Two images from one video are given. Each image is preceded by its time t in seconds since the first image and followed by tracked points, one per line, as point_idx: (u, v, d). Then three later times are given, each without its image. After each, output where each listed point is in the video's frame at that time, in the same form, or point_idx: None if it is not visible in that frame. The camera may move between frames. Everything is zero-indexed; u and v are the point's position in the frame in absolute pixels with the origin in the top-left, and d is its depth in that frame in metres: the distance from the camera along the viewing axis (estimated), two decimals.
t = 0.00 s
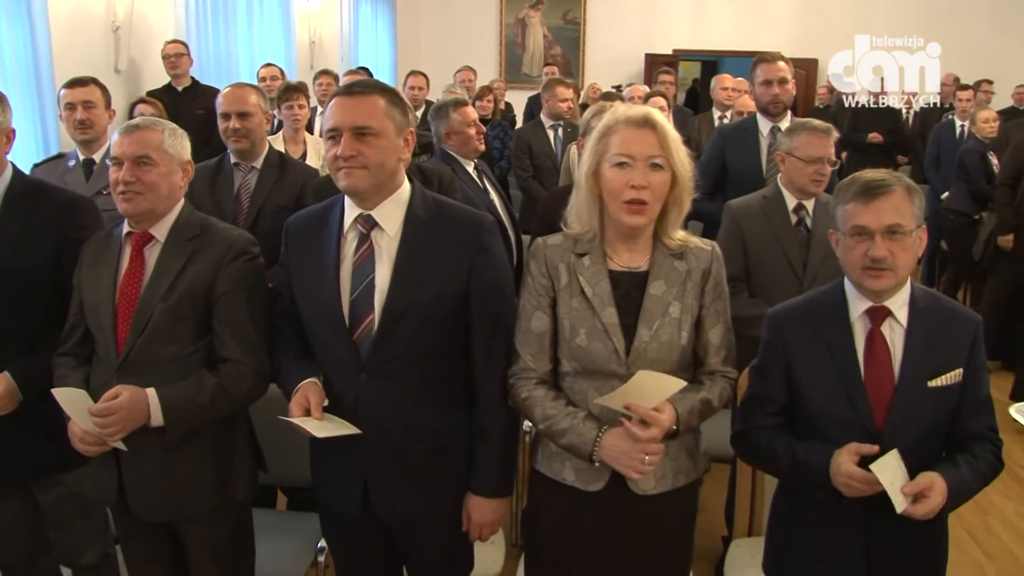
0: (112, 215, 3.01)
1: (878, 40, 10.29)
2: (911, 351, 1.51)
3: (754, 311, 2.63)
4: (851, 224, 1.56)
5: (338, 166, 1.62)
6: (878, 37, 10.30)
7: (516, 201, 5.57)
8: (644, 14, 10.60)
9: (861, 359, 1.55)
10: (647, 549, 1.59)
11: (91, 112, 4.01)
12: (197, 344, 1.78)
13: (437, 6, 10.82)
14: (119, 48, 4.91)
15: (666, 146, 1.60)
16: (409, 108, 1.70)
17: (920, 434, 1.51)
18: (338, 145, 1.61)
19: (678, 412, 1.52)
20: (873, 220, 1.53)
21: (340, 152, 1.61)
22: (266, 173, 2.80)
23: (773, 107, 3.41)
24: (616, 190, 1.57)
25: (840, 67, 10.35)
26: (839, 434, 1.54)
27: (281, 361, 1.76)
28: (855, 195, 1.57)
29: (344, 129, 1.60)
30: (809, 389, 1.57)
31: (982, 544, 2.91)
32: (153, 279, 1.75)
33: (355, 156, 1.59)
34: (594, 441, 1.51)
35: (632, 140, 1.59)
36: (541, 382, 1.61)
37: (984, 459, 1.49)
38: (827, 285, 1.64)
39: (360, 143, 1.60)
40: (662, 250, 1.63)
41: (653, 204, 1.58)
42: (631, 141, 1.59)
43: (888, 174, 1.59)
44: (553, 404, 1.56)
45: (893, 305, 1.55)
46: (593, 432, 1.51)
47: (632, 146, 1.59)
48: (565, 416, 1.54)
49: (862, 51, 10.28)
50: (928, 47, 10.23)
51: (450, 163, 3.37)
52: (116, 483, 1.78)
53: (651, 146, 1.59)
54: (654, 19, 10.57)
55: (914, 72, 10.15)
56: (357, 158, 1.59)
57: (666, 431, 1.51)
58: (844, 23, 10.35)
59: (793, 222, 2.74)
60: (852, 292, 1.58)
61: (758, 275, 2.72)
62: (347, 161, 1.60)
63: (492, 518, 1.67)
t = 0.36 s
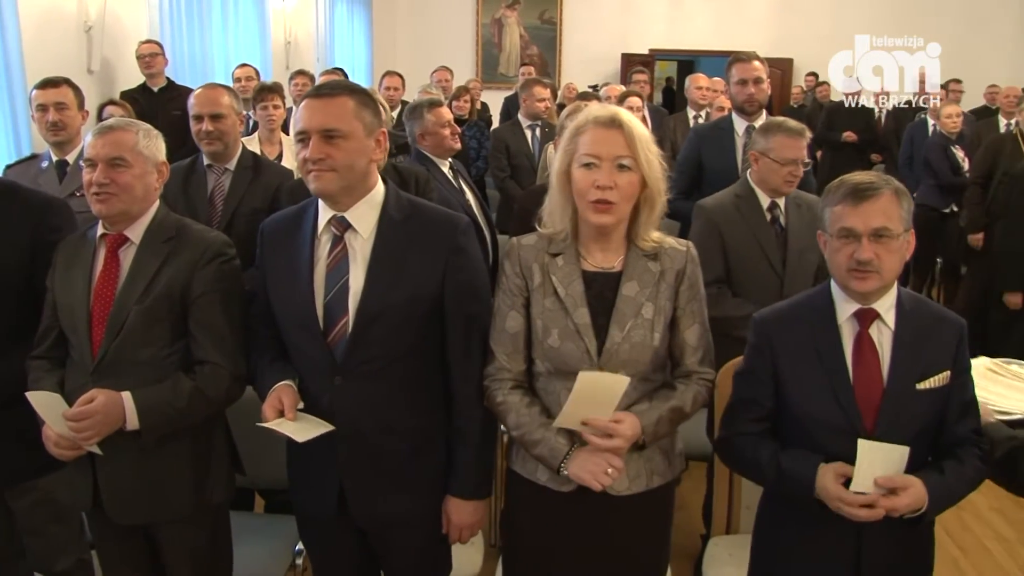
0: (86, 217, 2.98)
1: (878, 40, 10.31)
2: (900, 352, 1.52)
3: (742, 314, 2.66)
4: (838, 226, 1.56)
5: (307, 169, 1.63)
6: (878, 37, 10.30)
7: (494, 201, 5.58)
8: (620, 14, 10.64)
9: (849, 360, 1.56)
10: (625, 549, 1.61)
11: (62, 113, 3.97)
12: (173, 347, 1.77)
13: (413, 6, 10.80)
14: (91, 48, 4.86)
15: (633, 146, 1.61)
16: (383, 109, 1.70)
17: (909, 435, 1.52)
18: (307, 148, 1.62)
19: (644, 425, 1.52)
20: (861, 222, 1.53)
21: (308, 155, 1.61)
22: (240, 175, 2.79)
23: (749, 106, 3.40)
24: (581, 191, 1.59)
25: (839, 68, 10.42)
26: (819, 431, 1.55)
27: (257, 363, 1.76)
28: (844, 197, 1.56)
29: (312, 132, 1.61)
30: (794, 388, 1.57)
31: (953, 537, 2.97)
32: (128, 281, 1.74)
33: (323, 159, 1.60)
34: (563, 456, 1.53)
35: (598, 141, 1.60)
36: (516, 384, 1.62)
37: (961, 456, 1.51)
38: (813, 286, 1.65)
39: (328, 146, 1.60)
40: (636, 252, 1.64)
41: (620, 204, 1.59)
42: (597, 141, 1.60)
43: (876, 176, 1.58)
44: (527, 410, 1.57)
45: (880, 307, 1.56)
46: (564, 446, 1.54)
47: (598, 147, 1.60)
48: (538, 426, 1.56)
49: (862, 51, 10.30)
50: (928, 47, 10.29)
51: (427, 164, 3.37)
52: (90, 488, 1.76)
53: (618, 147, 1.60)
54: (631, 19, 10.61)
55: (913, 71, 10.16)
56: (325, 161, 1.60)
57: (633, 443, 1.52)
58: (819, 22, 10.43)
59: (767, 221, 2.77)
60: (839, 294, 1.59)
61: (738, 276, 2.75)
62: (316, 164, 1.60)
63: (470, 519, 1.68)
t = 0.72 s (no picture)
0: (59, 220, 2.95)
1: (877, 40, 10.37)
2: (880, 352, 1.55)
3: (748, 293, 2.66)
4: (822, 224, 1.58)
5: (282, 171, 1.63)
6: (878, 38, 10.36)
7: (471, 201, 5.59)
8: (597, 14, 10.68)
9: (832, 363, 1.58)
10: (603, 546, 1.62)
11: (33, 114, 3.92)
12: (149, 350, 1.76)
13: (390, 6, 10.78)
14: (64, 48, 4.81)
15: (599, 144, 1.62)
16: (358, 109, 1.70)
17: (891, 434, 1.55)
18: (282, 150, 1.62)
19: (617, 435, 1.53)
20: (845, 221, 1.55)
21: (284, 157, 1.61)
22: (214, 177, 2.78)
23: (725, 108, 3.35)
24: (549, 190, 1.61)
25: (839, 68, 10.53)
26: (792, 427, 1.58)
27: (234, 365, 1.76)
28: (828, 195, 1.58)
29: (287, 134, 1.61)
30: (773, 387, 1.59)
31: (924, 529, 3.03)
32: (103, 284, 1.73)
33: (299, 161, 1.60)
34: (536, 465, 1.54)
35: (565, 140, 1.62)
36: (492, 386, 1.63)
37: (937, 455, 1.55)
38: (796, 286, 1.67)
39: (303, 147, 1.60)
40: (610, 253, 1.66)
41: (588, 203, 1.61)
42: (563, 141, 1.62)
43: (861, 175, 1.60)
44: (502, 415, 1.58)
45: (863, 307, 1.58)
46: (537, 453, 1.54)
47: (564, 146, 1.62)
48: (512, 432, 1.57)
49: (862, 51, 10.39)
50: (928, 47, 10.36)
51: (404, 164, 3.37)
52: (65, 493, 1.75)
53: (585, 146, 1.62)
54: (608, 18, 10.65)
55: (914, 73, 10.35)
56: (301, 163, 1.60)
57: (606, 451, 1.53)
58: (794, 21, 10.52)
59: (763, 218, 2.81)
60: (822, 293, 1.61)
61: (739, 265, 2.77)
62: (291, 166, 1.61)
63: (448, 520, 1.69)
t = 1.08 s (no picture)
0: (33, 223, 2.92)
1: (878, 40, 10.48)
2: (858, 350, 1.58)
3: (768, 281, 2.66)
4: (800, 222, 1.60)
5: (261, 174, 1.62)
6: (878, 38, 10.46)
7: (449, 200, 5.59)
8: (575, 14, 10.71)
9: (809, 361, 1.60)
10: (582, 543, 1.64)
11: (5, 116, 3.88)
12: (126, 352, 1.75)
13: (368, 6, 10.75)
14: (37, 48, 4.76)
15: (574, 144, 1.63)
16: (336, 110, 1.70)
17: (866, 429, 1.57)
18: (261, 152, 1.62)
19: (597, 430, 1.55)
20: (823, 219, 1.57)
21: (262, 160, 1.61)
22: (188, 179, 2.76)
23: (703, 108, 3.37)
24: (525, 191, 1.62)
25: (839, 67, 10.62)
26: (768, 423, 1.60)
27: (211, 367, 1.75)
28: (806, 194, 1.60)
29: (266, 135, 1.61)
30: (751, 385, 1.61)
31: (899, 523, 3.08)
32: (78, 287, 1.72)
33: (277, 163, 1.60)
34: (512, 464, 1.55)
35: (540, 141, 1.63)
36: (469, 387, 1.64)
37: (915, 451, 1.58)
38: (774, 284, 1.69)
39: (281, 150, 1.60)
40: (587, 253, 1.67)
41: (565, 203, 1.62)
42: (538, 141, 1.63)
43: (839, 175, 1.63)
44: (479, 416, 1.58)
45: (840, 306, 1.60)
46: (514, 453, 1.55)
47: (539, 147, 1.63)
48: (489, 433, 1.56)
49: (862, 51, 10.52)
50: (927, 47, 10.41)
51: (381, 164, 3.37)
52: (40, 498, 1.73)
53: (560, 146, 1.63)
54: (586, 18, 10.69)
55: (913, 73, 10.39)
56: (279, 166, 1.60)
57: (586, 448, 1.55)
58: (771, 21, 10.58)
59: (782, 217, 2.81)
60: (801, 292, 1.63)
61: (764, 258, 2.77)
62: (269, 169, 1.61)
63: (428, 520, 1.69)
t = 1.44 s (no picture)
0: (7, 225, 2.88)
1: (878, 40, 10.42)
2: (834, 343, 1.60)
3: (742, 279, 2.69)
4: (775, 221, 1.61)
5: (238, 174, 1.62)
6: (878, 38, 10.41)
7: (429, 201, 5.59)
8: (555, 14, 10.72)
9: (787, 357, 1.62)
10: (564, 541, 1.64)
11: None
12: (103, 354, 1.73)
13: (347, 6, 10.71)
14: (11, 49, 4.70)
15: (553, 143, 1.64)
16: (315, 110, 1.69)
17: (845, 424, 1.59)
18: (238, 152, 1.61)
19: (580, 425, 1.55)
20: (797, 217, 1.58)
21: (240, 160, 1.60)
22: (163, 180, 2.74)
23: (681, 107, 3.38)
24: (505, 190, 1.63)
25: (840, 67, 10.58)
26: (748, 419, 1.62)
27: (190, 369, 1.74)
28: (781, 192, 1.61)
29: (242, 136, 1.60)
30: (730, 382, 1.62)
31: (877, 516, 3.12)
32: (54, 289, 1.70)
33: (255, 163, 1.59)
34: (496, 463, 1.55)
35: (520, 140, 1.63)
36: (450, 388, 1.64)
37: (893, 443, 1.60)
38: (750, 280, 1.71)
39: (258, 150, 1.59)
40: (567, 251, 1.68)
41: (543, 202, 1.63)
42: (517, 140, 1.64)
43: (813, 172, 1.64)
44: (461, 416, 1.58)
45: (816, 301, 1.62)
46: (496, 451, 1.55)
47: (518, 146, 1.63)
48: (471, 432, 1.56)
49: (862, 51, 10.47)
50: (927, 47, 10.28)
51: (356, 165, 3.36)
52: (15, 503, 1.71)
53: (539, 145, 1.63)
54: (566, 18, 10.71)
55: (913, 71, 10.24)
56: (257, 166, 1.59)
57: (569, 441, 1.55)
58: (750, 21, 10.64)
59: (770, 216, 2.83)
60: (778, 289, 1.65)
61: (747, 253, 2.79)
62: (246, 169, 1.60)
63: (409, 521, 1.69)
